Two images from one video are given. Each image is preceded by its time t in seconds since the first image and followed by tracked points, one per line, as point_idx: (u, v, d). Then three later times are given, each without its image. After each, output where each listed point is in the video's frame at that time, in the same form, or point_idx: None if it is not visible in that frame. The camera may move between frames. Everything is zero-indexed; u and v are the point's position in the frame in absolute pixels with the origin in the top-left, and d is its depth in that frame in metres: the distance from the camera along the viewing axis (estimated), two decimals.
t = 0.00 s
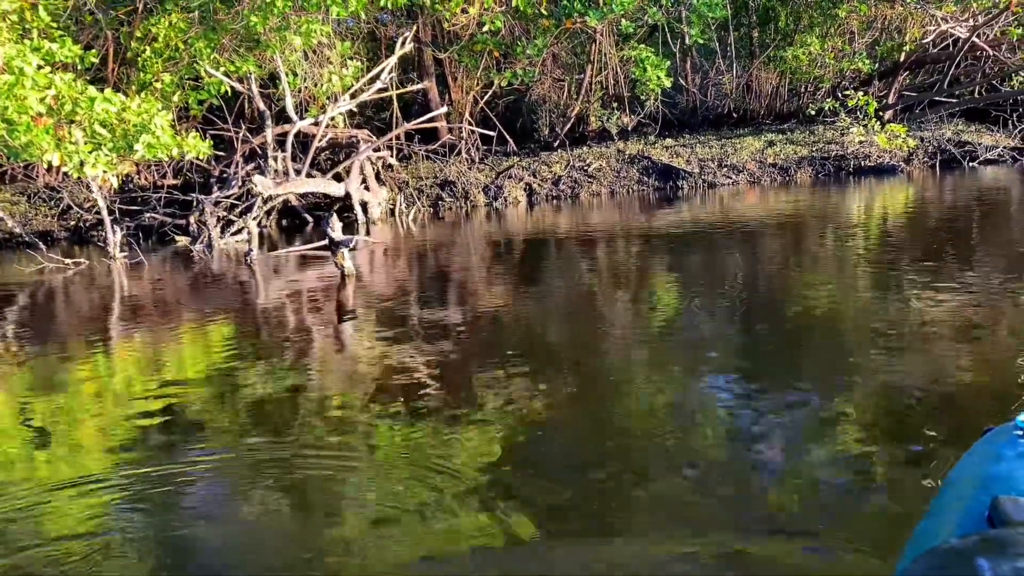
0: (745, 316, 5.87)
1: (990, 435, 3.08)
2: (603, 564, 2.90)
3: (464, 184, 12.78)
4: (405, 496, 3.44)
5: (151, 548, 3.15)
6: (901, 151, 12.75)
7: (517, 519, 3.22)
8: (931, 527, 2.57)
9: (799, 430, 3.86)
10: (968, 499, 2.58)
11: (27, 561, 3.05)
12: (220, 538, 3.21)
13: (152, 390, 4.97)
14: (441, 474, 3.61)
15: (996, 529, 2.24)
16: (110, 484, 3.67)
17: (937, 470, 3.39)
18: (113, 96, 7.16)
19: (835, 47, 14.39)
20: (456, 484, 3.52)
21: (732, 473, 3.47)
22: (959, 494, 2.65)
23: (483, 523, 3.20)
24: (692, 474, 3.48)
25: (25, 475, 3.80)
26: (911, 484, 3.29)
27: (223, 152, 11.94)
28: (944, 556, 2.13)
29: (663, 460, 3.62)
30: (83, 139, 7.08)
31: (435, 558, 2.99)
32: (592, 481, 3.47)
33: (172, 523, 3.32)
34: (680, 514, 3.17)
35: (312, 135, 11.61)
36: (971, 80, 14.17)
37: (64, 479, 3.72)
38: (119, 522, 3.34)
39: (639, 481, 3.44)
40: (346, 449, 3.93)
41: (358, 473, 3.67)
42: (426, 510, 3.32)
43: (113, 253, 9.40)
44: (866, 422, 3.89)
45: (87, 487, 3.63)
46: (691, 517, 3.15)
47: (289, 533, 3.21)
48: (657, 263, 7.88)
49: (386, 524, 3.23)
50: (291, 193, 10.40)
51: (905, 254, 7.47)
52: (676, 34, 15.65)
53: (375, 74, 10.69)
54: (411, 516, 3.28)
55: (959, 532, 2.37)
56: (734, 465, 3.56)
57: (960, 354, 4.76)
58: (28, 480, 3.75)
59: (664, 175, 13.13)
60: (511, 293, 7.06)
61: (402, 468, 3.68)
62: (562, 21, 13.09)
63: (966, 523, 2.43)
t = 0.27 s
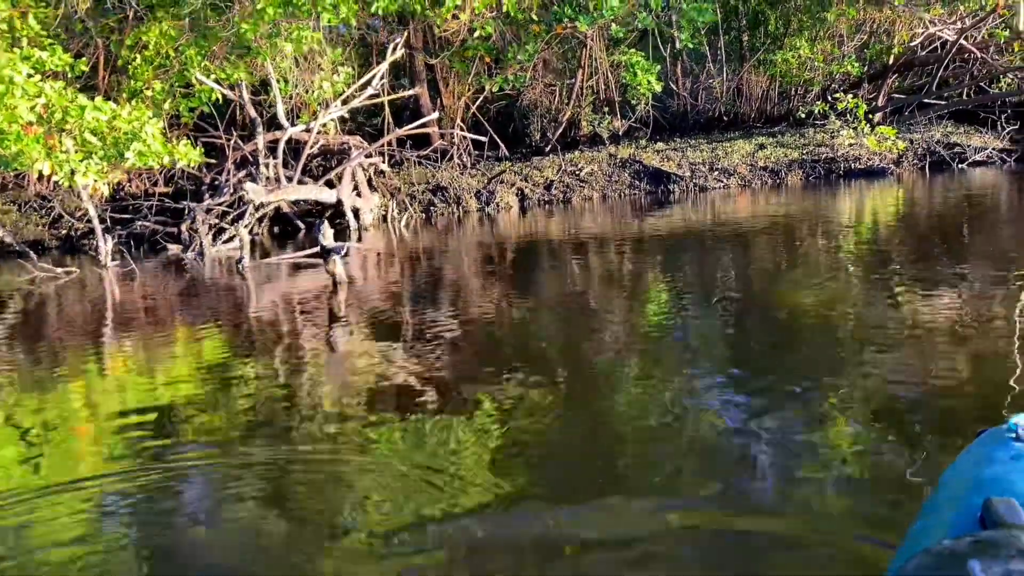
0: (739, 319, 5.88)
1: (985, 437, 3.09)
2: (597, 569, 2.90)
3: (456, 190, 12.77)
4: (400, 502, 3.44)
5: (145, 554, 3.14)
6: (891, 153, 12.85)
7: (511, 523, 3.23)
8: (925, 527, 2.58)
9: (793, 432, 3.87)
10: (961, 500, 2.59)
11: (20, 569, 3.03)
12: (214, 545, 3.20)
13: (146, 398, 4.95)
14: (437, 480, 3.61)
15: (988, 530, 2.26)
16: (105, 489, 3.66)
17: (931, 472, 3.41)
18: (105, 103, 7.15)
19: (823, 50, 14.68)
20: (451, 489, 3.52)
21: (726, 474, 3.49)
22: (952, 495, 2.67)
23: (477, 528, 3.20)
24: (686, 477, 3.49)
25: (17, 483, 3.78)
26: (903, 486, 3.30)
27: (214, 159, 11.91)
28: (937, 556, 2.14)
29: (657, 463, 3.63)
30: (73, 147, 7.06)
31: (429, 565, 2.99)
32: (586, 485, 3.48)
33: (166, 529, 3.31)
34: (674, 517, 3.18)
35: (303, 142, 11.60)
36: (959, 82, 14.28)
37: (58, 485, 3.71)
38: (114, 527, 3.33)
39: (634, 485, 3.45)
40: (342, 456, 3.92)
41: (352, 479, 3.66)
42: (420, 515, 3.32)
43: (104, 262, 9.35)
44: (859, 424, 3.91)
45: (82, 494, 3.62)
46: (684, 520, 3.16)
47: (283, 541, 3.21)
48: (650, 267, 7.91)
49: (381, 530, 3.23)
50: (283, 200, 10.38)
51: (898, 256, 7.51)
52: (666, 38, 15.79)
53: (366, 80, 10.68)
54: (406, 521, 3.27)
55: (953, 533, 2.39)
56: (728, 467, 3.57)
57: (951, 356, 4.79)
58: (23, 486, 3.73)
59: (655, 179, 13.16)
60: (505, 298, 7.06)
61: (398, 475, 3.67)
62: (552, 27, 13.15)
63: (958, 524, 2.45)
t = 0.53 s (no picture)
0: (732, 326, 5.90)
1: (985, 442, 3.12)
2: None
3: (448, 198, 12.78)
4: (393, 509, 3.44)
5: (137, 562, 3.14)
6: (881, 161, 12.93)
7: (503, 530, 3.23)
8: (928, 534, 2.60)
9: (784, 438, 3.89)
10: (963, 506, 2.61)
11: None
12: (206, 552, 3.20)
13: (138, 407, 4.94)
14: (429, 488, 3.61)
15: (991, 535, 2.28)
16: (97, 498, 3.66)
17: (920, 478, 3.43)
18: (96, 112, 7.14)
19: (814, 59, 14.85)
20: (444, 497, 3.52)
21: (719, 479, 3.51)
22: (954, 501, 2.69)
23: (468, 535, 3.20)
24: (678, 483, 3.50)
25: (9, 492, 3.76)
26: (893, 491, 3.32)
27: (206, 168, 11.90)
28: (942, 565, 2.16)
29: (649, 469, 3.64)
30: (65, 156, 7.05)
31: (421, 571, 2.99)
32: (578, 491, 3.48)
33: (158, 537, 3.31)
34: (666, 522, 3.20)
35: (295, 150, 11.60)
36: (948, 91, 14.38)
37: (51, 493, 3.71)
38: (106, 535, 3.33)
39: (627, 492, 3.45)
40: (334, 464, 3.91)
41: (345, 487, 3.66)
42: (412, 522, 3.32)
43: (95, 271, 9.32)
44: (849, 430, 3.93)
45: (73, 502, 3.62)
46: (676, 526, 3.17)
47: (275, 548, 3.21)
48: (643, 275, 7.93)
49: (376, 536, 3.24)
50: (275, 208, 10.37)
51: (889, 263, 7.55)
52: (658, 48, 15.86)
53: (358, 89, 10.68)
54: (398, 527, 3.27)
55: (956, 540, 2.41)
56: (720, 473, 3.58)
57: (940, 362, 4.82)
58: (14, 495, 3.73)
59: (647, 187, 13.22)
60: (498, 306, 7.07)
61: (391, 482, 3.67)
62: (544, 36, 13.20)
63: (961, 530, 2.47)
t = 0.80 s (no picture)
0: (727, 323, 5.93)
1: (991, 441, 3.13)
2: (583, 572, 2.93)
3: (444, 194, 12.77)
4: (388, 505, 3.44)
5: (129, 556, 3.15)
6: (875, 159, 12.97)
7: (498, 526, 3.24)
8: (934, 531, 2.62)
9: (777, 435, 3.91)
10: (969, 503, 2.63)
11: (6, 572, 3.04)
12: (200, 547, 3.20)
13: (132, 401, 4.94)
14: (424, 483, 3.63)
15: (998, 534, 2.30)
16: (92, 492, 3.66)
17: (912, 474, 3.45)
18: (90, 107, 7.10)
19: (808, 57, 14.83)
20: (439, 493, 3.52)
21: (712, 475, 3.54)
22: (960, 498, 2.71)
23: (464, 531, 3.21)
24: (672, 479, 3.52)
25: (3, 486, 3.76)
26: (886, 488, 3.34)
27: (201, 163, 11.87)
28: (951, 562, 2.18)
29: (642, 465, 3.66)
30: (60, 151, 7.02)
31: (416, 567, 3.00)
32: (572, 488, 3.49)
33: (153, 532, 3.32)
34: (660, 519, 3.21)
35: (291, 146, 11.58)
36: (942, 89, 14.44)
37: (45, 487, 3.71)
38: (100, 529, 3.33)
39: (619, 487, 3.48)
40: (329, 460, 3.92)
41: (339, 483, 3.66)
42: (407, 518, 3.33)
43: (90, 266, 9.29)
44: (842, 427, 3.95)
45: (68, 496, 3.62)
46: (670, 523, 3.19)
47: (270, 543, 3.21)
48: (638, 272, 7.95)
49: (371, 530, 3.26)
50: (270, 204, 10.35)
51: (882, 261, 7.58)
52: (653, 45, 15.87)
53: (353, 85, 10.65)
54: (392, 523, 3.29)
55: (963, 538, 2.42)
56: (713, 469, 3.59)
57: (932, 359, 4.85)
58: (9, 489, 3.73)
59: (642, 184, 13.24)
60: (493, 302, 7.08)
61: (386, 477, 3.69)
62: (540, 32, 13.17)
63: (968, 528, 2.49)
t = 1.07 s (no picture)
0: (721, 320, 5.96)
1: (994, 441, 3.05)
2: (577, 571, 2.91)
3: (439, 190, 12.77)
4: (382, 499, 3.45)
5: (123, 548, 3.16)
6: (869, 157, 13.02)
7: (492, 524, 3.23)
8: (938, 533, 2.54)
9: (772, 433, 3.90)
10: (973, 503, 2.54)
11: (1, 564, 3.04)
12: (192, 544, 3.18)
13: (126, 395, 4.94)
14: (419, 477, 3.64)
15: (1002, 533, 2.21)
16: (84, 488, 3.64)
17: (906, 473, 3.45)
18: (85, 100, 7.06)
19: (803, 55, 14.61)
20: (432, 490, 3.51)
21: (705, 470, 3.56)
22: (964, 499, 2.62)
23: (457, 525, 3.23)
24: (667, 478, 3.51)
25: None
26: (880, 484, 3.36)
27: (196, 157, 11.84)
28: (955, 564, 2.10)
29: (636, 461, 3.68)
30: (53, 144, 6.99)
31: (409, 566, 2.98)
32: (566, 483, 3.51)
33: (148, 527, 3.32)
34: (653, 515, 3.22)
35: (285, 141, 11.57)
36: (937, 88, 14.48)
37: (40, 480, 3.72)
38: (92, 527, 3.31)
39: (613, 482, 3.49)
40: (322, 457, 3.90)
41: (334, 477, 3.67)
42: (401, 515, 3.31)
43: (84, 259, 9.27)
44: (836, 425, 3.95)
45: (60, 492, 3.60)
46: (664, 522, 3.18)
47: (266, 538, 3.21)
48: (633, 268, 7.97)
49: (365, 524, 3.27)
50: (265, 199, 10.33)
51: (876, 258, 7.61)
52: (649, 41, 15.87)
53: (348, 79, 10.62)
54: (386, 517, 3.30)
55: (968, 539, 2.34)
56: (708, 468, 3.58)
57: (926, 357, 4.86)
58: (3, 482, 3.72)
59: (637, 181, 13.24)
60: (488, 297, 7.10)
61: (380, 472, 3.70)
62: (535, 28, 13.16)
63: (973, 528, 2.40)
